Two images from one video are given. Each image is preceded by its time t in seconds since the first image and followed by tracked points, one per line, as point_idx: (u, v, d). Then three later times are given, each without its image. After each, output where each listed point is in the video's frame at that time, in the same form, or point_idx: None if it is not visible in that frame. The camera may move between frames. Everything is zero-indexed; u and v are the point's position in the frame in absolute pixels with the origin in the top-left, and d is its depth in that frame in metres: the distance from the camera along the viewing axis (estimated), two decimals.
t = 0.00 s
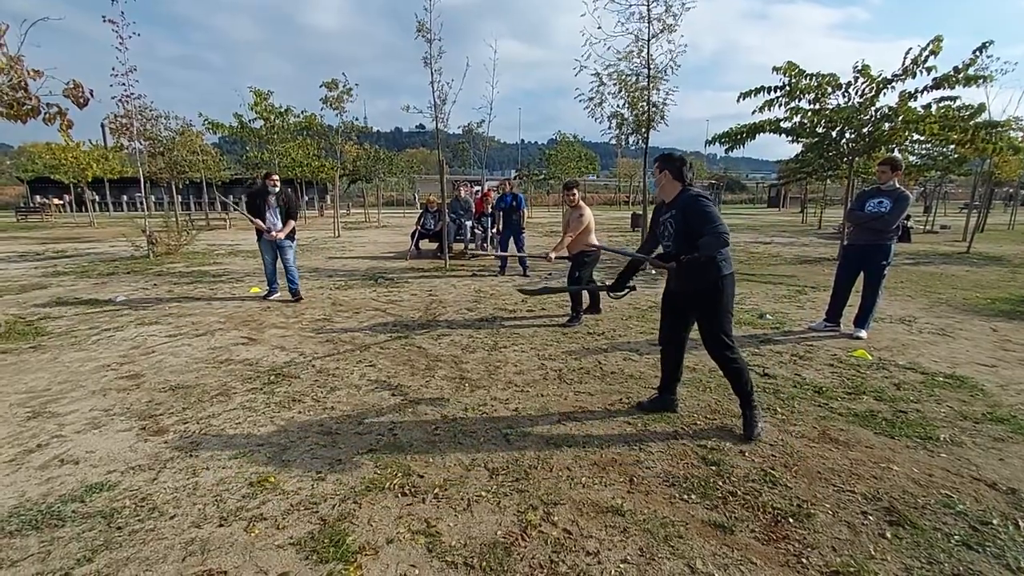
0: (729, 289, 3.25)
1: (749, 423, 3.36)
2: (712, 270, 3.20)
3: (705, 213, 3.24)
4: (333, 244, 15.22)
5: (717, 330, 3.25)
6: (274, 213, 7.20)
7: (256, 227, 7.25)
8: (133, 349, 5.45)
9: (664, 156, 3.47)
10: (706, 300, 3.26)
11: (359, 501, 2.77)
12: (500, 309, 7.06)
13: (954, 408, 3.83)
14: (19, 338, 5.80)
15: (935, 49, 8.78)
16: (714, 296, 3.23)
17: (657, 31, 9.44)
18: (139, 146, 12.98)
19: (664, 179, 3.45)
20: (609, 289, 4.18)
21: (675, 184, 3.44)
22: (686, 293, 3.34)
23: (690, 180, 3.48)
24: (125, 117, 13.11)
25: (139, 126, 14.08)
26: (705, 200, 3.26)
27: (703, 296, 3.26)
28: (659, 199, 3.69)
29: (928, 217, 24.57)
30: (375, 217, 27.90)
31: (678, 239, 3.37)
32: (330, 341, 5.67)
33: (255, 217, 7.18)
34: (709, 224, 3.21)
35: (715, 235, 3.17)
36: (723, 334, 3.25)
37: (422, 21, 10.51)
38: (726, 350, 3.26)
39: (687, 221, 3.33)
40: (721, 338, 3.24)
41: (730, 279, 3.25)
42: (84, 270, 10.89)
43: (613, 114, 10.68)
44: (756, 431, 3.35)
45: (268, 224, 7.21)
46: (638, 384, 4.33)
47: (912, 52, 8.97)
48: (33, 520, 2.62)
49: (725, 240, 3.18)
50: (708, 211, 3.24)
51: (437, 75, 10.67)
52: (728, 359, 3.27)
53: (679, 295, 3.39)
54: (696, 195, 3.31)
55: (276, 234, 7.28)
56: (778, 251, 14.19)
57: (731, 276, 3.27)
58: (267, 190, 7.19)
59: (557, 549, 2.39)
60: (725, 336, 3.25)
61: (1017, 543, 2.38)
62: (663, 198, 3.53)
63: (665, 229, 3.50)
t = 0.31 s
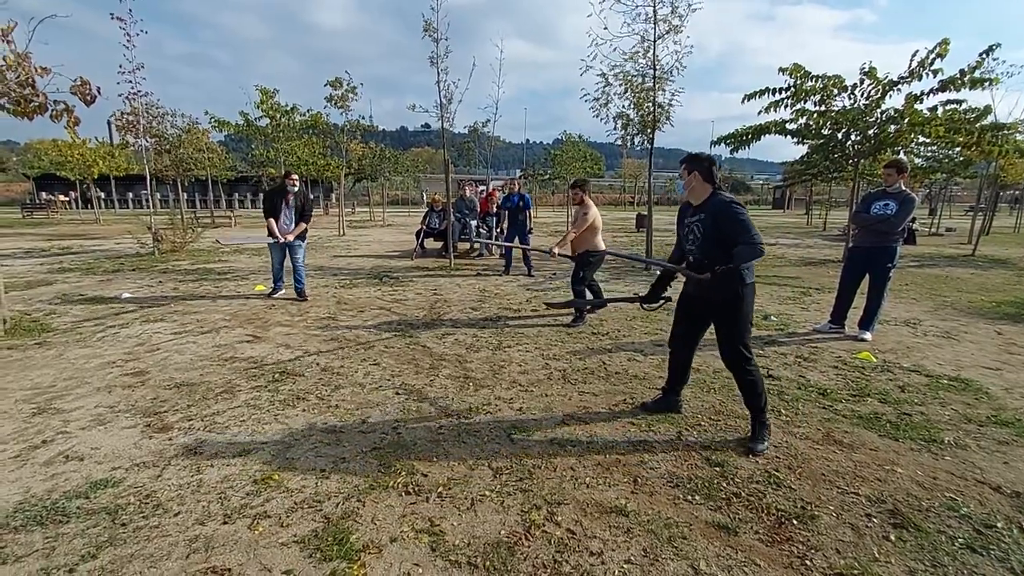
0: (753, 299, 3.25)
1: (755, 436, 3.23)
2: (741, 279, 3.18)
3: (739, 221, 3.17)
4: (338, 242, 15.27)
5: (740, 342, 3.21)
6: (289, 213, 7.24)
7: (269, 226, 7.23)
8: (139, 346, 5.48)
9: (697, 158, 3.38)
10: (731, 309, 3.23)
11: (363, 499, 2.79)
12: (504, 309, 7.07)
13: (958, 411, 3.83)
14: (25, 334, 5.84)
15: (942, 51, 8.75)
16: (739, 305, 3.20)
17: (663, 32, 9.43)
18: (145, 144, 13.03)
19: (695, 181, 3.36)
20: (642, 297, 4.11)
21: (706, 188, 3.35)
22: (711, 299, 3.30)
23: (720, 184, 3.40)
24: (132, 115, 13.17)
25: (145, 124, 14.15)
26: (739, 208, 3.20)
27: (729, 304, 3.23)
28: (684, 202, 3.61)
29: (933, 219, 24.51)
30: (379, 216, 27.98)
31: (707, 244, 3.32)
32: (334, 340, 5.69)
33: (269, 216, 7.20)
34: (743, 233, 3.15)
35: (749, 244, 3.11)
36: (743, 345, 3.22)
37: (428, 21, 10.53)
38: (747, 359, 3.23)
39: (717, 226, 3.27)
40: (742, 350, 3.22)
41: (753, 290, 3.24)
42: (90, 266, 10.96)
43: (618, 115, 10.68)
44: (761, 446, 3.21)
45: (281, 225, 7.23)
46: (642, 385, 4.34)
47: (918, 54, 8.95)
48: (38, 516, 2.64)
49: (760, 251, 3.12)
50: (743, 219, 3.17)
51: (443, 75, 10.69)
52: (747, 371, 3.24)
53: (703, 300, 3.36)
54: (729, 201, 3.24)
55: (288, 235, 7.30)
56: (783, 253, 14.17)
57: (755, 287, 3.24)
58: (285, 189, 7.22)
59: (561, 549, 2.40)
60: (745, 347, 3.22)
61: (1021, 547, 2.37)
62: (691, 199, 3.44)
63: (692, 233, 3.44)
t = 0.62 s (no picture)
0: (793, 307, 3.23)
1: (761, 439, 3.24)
2: (779, 286, 3.17)
3: (785, 227, 3.14)
4: (341, 242, 15.31)
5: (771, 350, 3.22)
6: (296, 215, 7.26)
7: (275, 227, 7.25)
8: (143, 344, 5.50)
9: (749, 157, 3.35)
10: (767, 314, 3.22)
11: (365, 499, 2.80)
12: (507, 309, 7.08)
13: (962, 415, 3.82)
14: (30, 331, 5.87)
15: (946, 55, 8.73)
16: (775, 312, 3.19)
17: (669, 34, 9.42)
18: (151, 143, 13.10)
19: (744, 182, 3.34)
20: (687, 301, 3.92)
21: (754, 189, 3.34)
22: (745, 304, 3.29)
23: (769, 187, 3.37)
24: (137, 114, 13.24)
25: (151, 122, 14.21)
26: (787, 214, 3.16)
27: (764, 310, 3.22)
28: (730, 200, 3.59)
29: (937, 223, 24.44)
30: (383, 216, 28.05)
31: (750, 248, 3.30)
32: (338, 339, 5.71)
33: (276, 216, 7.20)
34: (787, 240, 3.12)
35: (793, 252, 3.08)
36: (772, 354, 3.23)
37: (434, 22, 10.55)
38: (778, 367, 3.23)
39: (762, 230, 3.26)
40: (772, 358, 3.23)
41: (790, 299, 3.22)
42: (95, 264, 11.01)
43: (623, 116, 10.68)
44: (764, 449, 3.22)
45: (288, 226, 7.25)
46: (645, 386, 4.34)
47: (922, 57, 8.93)
48: (42, 513, 2.65)
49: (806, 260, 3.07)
50: (790, 225, 3.13)
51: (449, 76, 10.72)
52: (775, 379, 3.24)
53: (736, 304, 3.35)
54: (777, 205, 3.20)
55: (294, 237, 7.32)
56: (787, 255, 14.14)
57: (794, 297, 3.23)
58: (293, 193, 7.23)
59: (564, 550, 2.41)
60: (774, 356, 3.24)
61: None
62: (738, 200, 3.42)
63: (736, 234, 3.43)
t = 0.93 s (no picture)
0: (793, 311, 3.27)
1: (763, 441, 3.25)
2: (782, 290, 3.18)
3: (789, 232, 3.18)
4: (344, 242, 15.34)
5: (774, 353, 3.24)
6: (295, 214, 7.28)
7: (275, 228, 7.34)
8: (146, 344, 5.52)
9: (758, 158, 3.37)
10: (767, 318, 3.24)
11: (368, 500, 2.81)
12: (510, 311, 7.10)
13: (964, 418, 3.82)
14: (33, 330, 5.90)
15: (949, 59, 8.73)
16: (776, 315, 3.21)
17: (672, 37, 9.42)
18: (155, 143, 13.14)
19: (753, 184, 3.35)
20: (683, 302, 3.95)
21: (761, 192, 3.36)
22: (748, 307, 3.31)
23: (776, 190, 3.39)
24: (141, 114, 13.28)
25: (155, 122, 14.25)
26: (792, 218, 3.19)
27: (764, 313, 3.24)
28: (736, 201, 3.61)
29: (940, 226, 24.43)
30: (386, 216, 28.10)
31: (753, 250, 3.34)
32: (341, 339, 5.73)
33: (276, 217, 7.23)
34: (789, 246, 3.17)
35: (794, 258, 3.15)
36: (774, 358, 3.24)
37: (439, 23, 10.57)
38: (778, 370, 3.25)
39: (766, 233, 3.29)
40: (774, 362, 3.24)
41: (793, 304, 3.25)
42: (99, 263, 11.05)
43: (626, 118, 10.69)
44: (767, 451, 3.23)
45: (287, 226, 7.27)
46: (648, 388, 4.35)
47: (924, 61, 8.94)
48: (44, 513, 2.67)
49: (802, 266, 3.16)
50: (793, 231, 3.19)
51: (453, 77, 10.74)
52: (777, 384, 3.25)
53: (739, 307, 3.36)
54: (783, 210, 3.24)
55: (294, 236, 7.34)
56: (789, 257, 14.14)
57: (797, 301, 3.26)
58: (291, 194, 7.26)
59: (565, 552, 2.42)
60: (776, 360, 3.24)
61: None
62: (744, 201, 3.44)
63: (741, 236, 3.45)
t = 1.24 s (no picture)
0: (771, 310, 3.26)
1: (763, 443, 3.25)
2: (750, 289, 3.22)
3: (753, 231, 3.22)
4: (344, 245, 15.35)
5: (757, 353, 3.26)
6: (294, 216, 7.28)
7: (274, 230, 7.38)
8: (147, 345, 5.53)
9: (730, 164, 3.46)
10: (742, 318, 3.29)
11: (368, 502, 2.82)
12: (511, 313, 7.11)
13: (963, 421, 3.83)
14: (33, 332, 5.91)
15: (949, 63, 8.77)
16: (750, 314, 3.25)
17: (674, 40, 9.43)
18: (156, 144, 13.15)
19: (725, 188, 3.45)
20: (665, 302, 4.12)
21: (733, 196, 3.44)
22: (727, 309, 3.35)
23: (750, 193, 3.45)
24: (142, 115, 13.30)
25: (156, 124, 14.27)
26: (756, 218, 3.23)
27: (738, 313, 3.30)
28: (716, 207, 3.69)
29: (940, 230, 24.44)
30: (387, 219, 28.13)
31: (723, 251, 3.41)
32: (342, 342, 5.74)
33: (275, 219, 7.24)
34: (753, 244, 3.21)
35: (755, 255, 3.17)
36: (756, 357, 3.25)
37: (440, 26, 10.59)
38: (757, 370, 3.25)
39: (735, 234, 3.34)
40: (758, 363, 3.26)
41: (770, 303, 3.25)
42: (99, 265, 11.06)
43: (627, 121, 10.71)
44: (767, 454, 3.23)
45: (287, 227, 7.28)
46: (648, 390, 4.36)
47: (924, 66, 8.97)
48: (44, 514, 2.68)
49: (763, 263, 3.17)
50: (756, 230, 3.22)
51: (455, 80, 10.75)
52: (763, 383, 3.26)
53: (719, 310, 3.41)
54: (749, 210, 3.29)
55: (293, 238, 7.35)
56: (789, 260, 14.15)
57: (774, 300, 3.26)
58: (287, 195, 7.26)
59: (566, 554, 2.42)
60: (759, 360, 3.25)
61: None
62: (718, 206, 3.55)
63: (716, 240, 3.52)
